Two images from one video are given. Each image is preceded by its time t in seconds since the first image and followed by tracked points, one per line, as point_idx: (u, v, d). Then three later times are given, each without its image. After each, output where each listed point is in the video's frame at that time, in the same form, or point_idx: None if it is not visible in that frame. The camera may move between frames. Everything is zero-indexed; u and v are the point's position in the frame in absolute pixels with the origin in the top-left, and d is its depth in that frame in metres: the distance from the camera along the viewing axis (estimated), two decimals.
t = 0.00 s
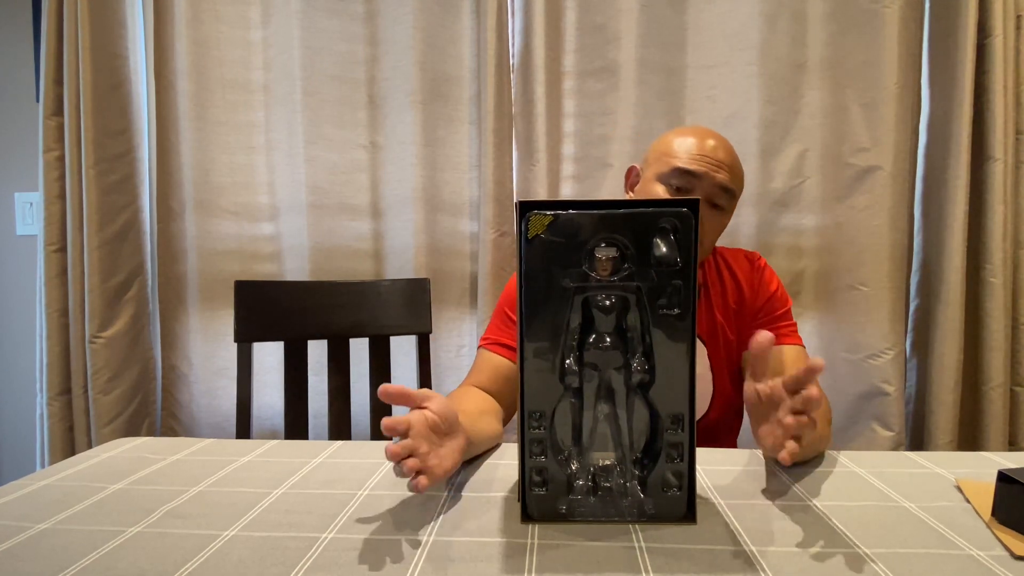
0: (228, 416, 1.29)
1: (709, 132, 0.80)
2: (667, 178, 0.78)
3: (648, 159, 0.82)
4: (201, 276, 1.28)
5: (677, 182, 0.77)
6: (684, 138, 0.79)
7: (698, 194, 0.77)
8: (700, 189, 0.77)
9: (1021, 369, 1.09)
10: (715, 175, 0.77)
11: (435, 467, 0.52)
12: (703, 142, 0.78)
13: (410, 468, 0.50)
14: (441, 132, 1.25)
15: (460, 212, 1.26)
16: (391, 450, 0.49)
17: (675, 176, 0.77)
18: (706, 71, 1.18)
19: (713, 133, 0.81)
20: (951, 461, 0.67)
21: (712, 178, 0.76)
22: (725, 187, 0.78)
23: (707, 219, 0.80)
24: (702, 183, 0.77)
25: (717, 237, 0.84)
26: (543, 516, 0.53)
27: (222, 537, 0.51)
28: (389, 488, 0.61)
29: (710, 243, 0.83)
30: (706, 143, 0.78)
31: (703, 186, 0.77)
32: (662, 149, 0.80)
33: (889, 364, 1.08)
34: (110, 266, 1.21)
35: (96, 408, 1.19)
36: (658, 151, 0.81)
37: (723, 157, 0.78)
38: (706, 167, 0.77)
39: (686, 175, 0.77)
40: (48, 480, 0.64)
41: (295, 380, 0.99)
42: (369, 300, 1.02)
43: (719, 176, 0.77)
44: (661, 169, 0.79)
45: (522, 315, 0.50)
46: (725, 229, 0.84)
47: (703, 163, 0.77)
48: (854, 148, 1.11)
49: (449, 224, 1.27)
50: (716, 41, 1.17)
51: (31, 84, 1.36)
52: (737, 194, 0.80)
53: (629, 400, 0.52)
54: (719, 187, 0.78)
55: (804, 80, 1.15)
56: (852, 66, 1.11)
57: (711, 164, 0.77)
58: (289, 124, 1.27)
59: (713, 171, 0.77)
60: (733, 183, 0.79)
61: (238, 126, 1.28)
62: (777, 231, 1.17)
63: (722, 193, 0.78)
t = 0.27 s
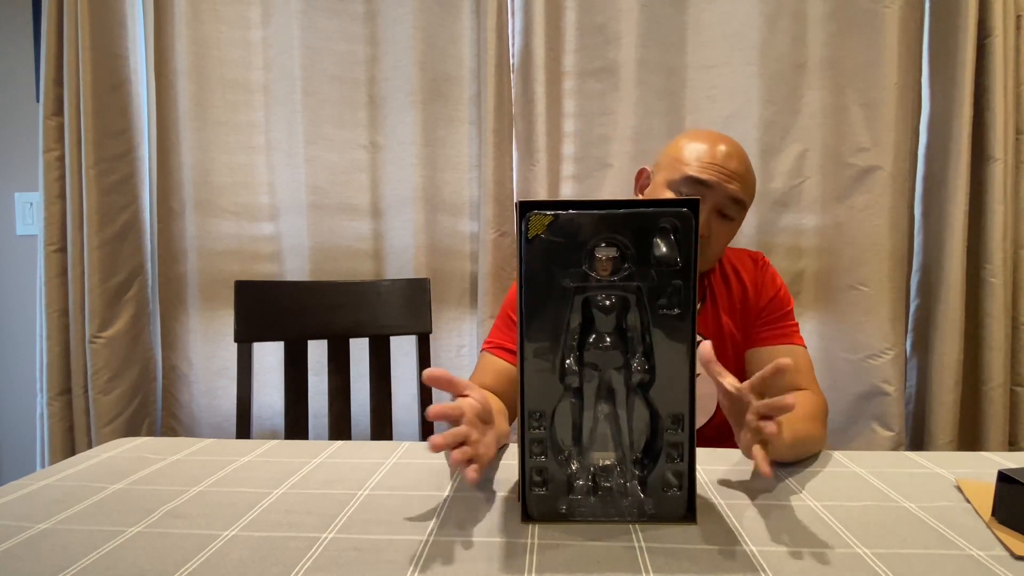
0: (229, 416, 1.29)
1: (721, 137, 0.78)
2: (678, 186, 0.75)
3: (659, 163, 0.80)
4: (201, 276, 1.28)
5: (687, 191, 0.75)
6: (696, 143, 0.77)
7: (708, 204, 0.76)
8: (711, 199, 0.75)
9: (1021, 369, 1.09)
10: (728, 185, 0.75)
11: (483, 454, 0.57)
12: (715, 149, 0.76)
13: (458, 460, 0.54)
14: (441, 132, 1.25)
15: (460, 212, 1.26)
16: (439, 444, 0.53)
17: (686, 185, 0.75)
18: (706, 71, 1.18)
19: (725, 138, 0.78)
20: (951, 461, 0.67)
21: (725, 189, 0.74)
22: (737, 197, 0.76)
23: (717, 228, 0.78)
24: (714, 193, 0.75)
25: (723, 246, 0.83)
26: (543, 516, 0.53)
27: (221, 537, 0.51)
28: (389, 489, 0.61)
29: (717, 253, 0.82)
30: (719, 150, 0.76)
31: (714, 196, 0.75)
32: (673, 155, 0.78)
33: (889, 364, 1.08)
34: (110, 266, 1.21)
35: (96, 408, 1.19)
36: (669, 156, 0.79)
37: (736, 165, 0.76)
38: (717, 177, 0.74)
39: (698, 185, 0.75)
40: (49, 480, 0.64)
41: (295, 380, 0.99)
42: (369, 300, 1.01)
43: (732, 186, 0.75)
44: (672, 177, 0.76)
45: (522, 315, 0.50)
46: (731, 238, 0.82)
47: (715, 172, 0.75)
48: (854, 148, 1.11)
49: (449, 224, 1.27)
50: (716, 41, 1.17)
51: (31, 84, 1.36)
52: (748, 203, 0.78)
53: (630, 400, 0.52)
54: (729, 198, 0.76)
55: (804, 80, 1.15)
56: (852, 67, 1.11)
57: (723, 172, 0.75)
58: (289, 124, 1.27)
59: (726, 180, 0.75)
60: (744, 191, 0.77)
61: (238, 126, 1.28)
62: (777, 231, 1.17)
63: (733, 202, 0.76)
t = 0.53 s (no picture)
0: (229, 416, 1.29)
1: (728, 142, 0.77)
2: (684, 191, 0.75)
3: (666, 168, 0.80)
4: (201, 276, 1.28)
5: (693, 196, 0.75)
6: (703, 147, 0.76)
7: (715, 209, 0.75)
8: (718, 205, 0.75)
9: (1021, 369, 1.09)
10: (735, 191, 0.74)
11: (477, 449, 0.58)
12: (722, 154, 0.75)
13: (527, 472, 0.53)
14: (441, 132, 1.25)
15: (460, 212, 1.26)
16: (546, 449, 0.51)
17: (692, 189, 0.75)
18: (706, 71, 1.18)
19: (733, 143, 0.78)
20: (952, 461, 0.67)
21: (732, 195, 0.74)
22: (745, 203, 0.75)
23: (725, 234, 0.78)
24: (721, 199, 0.75)
25: (731, 252, 0.82)
26: (545, 515, 0.54)
27: (222, 537, 0.51)
28: (389, 489, 0.61)
29: (723, 257, 0.81)
30: (726, 154, 0.75)
31: (721, 201, 0.75)
32: (679, 159, 0.78)
33: (889, 364, 1.08)
34: (110, 266, 1.21)
35: (96, 408, 1.19)
36: (675, 160, 0.79)
37: (743, 170, 0.75)
38: (724, 182, 0.74)
39: (705, 190, 0.74)
40: (49, 480, 0.64)
41: (295, 380, 0.99)
42: (369, 300, 1.01)
43: (740, 192, 0.74)
44: (679, 182, 0.76)
45: (525, 316, 0.50)
46: (739, 243, 0.82)
47: (722, 177, 0.74)
48: (854, 148, 1.11)
49: (449, 224, 1.27)
50: (716, 41, 1.17)
51: (31, 84, 1.36)
52: (756, 208, 0.78)
53: (632, 401, 0.52)
54: (737, 203, 0.75)
55: (804, 80, 1.15)
56: (852, 67, 1.11)
57: (730, 178, 0.74)
58: (289, 124, 1.27)
59: (733, 186, 0.74)
60: (752, 197, 0.76)
61: (238, 126, 1.28)
62: (778, 231, 1.17)
63: (741, 209, 0.76)
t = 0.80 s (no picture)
0: (229, 416, 1.29)
1: (726, 142, 0.77)
2: (683, 191, 0.75)
3: (664, 168, 0.80)
4: (201, 276, 1.28)
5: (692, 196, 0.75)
6: (702, 147, 0.76)
7: (713, 209, 0.75)
8: (717, 205, 0.75)
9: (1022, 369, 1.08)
10: (734, 191, 0.74)
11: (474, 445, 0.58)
12: (723, 154, 0.75)
13: (532, 472, 0.53)
14: (441, 132, 1.25)
15: (460, 212, 1.26)
16: (559, 448, 0.51)
17: (691, 190, 0.75)
18: (706, 71, 1.18)
19: (731, 142, 0.78)
20: (952, 461, 0.67)
21: (731, 195, 0.74)
22: (744, 203, 0.75)
23: (724, 234, 0.78)
24: (719, 199, 0.75)
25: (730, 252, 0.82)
26: (544, 514, 0.54)
27: (222, 537, 0.51)
28: (390, 489, 0.61)
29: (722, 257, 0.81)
30: (724, 154, 0.75)
31: (720, 201, 0.75)
32: (678, 159, 0.78)
33: (889, 364, 1.08)
34: (111, 266, 1.21)
35: (96, 408, 1.19)
36: (674, 160, 0.79)
37: (742, 170, 0.75)
38: (723, 182, 0.74)
39: (703, 190, 0.74)
40: (49, 480, 0.64)
41: (295, 380, 0.99)
42: (369, 300, 1.01)
43: (738, 192, 0.74)
44: (677, 182, 0.76)
45: (525, 316, 0.50)
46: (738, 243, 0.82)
47: (721, 177, 0.74)
48: (855, 148, 1.11)
49: (449, 224, 1.27)
50: (716, 41, 1.17)
51: (31, 84, 1.36)
52: (755, 208, 0.77)
53: (632, 401, 0.52)
54: (736, 204, 0.75)
55: (804, 79, 1.15)
56: (852, 67, 1.11)
57: (729, 178, 0.74)
58: (289, 124, 1.27)
59: (732, 186, 0.74)
60: (751, 197, 0.76)
61: (238, 126, 1.28)
62: (778, 231, 1.17)
63: (740, 209, 0.76)
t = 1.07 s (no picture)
0: (229, 416, 1.29)
1: (726, 142, 0.77)
2: (684, 194, 0.75)
3: (664, 171, 0.80)
4: (202, 277, 1.28)
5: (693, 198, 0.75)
6: (701, 149, 0.76)
7: (715, 211, 0.75)
8: (718, 206, 0.75)
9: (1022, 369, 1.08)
10: (735, 192, 0.74)
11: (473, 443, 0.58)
12: (725, 157, 0.75)
13: (532, 471, 0.53)
14: (441, 132, 1.25)
15: (460, 212, 1.26)
16: (559, 448, 0.51)
17: (692, 192, 0.75)
18: (706, 72, 1.18)
19: (731, 143, 0.78)
20: (952, 461, 0.67)
21: (731, 196, 0.74)
22: (745, 204, 0.75)
23: (726, 236, 0.77)
24: (720, 200, 0.74)
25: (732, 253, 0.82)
26: (544, 513, 0.54)
27: (222, 537, 0.51)
28: (390, 489, 0.61)
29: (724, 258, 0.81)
30: (724, 155, 0.75)
31: (721, 203, 0.74)
32: (678, 161, 0.78)
33: (889, 364, 1.08)
34: (111, 266, 1.21)
35: (96, 408, 1.19)
36: (674, 163, 0.79)
37: (743, 171, 0.75)
38: (724, 184, 0.74)
39: (704, 192, 0.74)
40: (49, 480, 0.64)
41: (295, 380, 0.99)
42: (370, 301, 1.01)
43: (739, 192, 0.74)
44: (677, 184, 0.76)
45: (525, 316, 0.50)
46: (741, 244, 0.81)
47: (722, 179, 0.74)
48: (855, 149, 1.11)
49: (449, 224, 1.27)
50: (716, 41, 1.17)
51: (32, 83, 1.36)
52: (756, 208, 0.77)
53: (632, 400, 0.52)
54: (737, 205, 0.75)
55: (804, 80, 1.15)
56: (852, 67, 1.11)
57: (730, 178, 0.74)
58: (289, 124, 1.27)
59: (733, 187, 0.74)
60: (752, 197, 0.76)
61: (238, 127, 1.28)
62: (778, 231, 1.17)
63: (741, 209, 0.75)
